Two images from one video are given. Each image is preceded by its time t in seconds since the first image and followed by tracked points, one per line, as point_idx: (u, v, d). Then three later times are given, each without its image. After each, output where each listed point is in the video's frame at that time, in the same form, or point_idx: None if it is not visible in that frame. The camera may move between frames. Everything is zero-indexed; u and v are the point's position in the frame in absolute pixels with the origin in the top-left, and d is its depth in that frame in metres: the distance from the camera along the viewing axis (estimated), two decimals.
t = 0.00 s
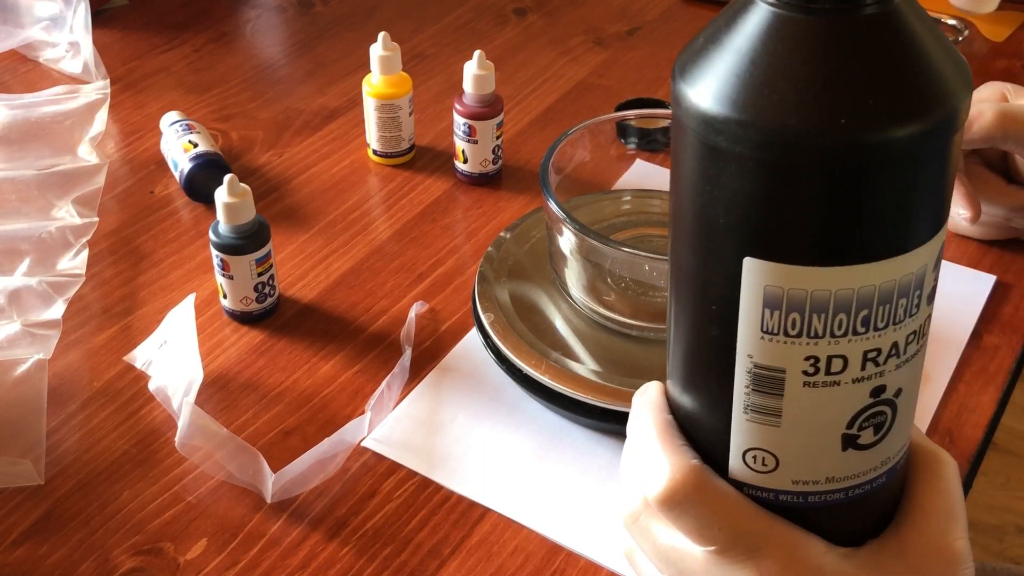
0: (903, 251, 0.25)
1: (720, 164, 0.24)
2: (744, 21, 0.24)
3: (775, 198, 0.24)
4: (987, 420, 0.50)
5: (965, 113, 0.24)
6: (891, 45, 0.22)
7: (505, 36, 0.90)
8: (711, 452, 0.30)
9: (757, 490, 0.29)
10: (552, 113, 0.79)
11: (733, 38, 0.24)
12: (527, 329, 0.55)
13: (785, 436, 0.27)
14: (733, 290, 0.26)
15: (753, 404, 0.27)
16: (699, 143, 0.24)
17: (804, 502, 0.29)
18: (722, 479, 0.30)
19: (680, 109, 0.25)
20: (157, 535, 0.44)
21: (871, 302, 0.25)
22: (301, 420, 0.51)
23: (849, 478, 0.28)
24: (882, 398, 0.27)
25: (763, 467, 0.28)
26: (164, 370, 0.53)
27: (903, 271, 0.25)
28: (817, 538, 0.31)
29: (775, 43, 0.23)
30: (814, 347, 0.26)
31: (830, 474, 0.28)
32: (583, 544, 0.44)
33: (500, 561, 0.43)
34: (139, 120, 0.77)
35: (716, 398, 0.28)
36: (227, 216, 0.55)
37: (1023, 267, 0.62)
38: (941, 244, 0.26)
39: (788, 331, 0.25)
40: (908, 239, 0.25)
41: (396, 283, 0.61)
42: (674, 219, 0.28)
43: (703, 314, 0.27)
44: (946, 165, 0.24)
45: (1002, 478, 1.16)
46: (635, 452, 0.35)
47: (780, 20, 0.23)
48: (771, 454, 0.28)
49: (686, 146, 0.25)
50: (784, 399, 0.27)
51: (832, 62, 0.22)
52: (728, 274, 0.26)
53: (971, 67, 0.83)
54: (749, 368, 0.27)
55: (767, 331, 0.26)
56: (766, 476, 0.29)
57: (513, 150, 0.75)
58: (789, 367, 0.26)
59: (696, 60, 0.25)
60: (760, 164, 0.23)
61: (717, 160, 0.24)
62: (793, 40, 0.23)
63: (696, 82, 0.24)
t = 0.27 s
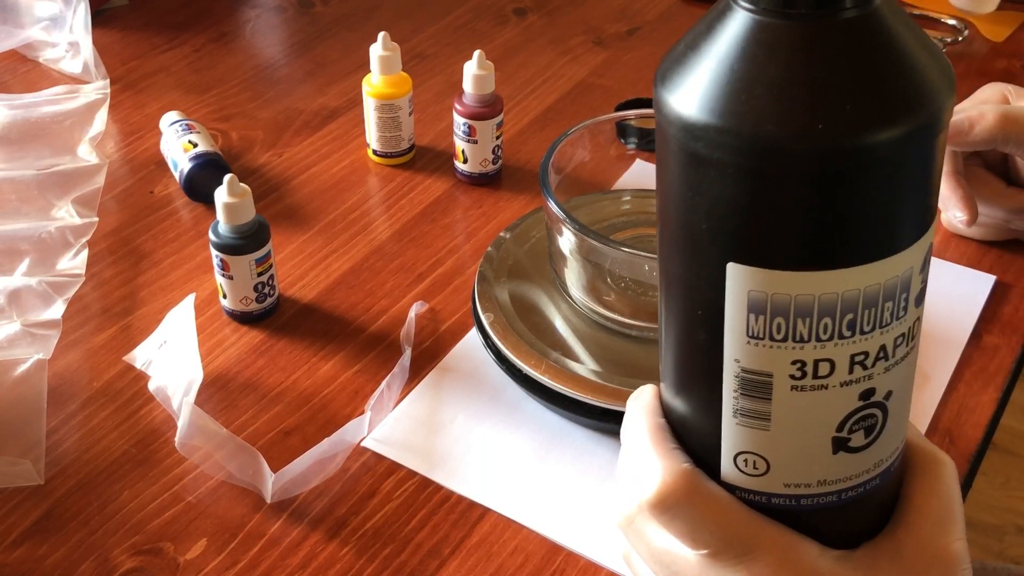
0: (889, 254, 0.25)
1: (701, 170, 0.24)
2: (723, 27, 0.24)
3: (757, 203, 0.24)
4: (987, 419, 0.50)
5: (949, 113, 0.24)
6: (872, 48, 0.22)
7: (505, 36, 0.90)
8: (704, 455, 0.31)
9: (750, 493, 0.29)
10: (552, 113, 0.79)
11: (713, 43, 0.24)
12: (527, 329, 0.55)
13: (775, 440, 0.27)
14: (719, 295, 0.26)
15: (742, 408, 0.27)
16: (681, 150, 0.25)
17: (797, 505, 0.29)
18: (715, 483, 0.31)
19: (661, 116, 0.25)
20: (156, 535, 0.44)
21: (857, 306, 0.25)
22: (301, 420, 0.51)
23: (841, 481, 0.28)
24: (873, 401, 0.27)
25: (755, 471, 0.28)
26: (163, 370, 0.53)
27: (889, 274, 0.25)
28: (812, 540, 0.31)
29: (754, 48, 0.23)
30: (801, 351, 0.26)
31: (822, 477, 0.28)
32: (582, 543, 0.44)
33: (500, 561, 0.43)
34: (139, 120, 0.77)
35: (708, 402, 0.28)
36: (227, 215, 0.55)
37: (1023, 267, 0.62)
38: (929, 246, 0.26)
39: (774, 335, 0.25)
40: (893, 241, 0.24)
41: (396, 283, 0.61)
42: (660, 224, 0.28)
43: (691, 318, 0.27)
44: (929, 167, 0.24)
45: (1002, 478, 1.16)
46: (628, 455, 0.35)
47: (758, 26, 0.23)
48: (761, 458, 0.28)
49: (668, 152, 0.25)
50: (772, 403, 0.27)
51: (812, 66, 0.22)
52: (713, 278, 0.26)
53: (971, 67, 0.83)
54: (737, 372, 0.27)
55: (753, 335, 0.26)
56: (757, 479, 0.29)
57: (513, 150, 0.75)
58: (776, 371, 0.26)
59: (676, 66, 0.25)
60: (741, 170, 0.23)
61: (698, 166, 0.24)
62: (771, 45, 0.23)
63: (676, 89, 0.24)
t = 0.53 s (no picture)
0: (877, 254, 0.25)
1: (687, 172, 0.24)
2: (707, 29, 0.24)
3: (743, 204, 0.24)
4: (986, 419, 0.50)
5: (934, 112, 0.24)
6: (856, 48, 0.22)
7: (504, 36, 0.90)
8: (698, 456, 0.31)
9: (743, 494, 0.29)
10: (552, 113, 0.79)
11: (697, 46, 0.24)
12: (527, 329, 0.55)
13: (766, 440, 0.27)
14: (708, 296, 0.26)
15: (734, 409, 0.27)
16: (666, 152, 0.25)
17: (791, 505, 0.29)
18: (709, 484, 0.31)
19: (647, 118, 0.25)
20: (156, 535, 0.44)
21: (846, 305, 0.25)
22: (301, 420, 0.51)
23: (834, 481, 0.28)
24: (864, 400, 0.27)
25: (748, 471, 0.28)
26: (163, 370, 0.53)
27: (878, 273, 0.25)
28: (808, 541, 0.31)
29: (738, 50, 0.23)
30: (790, 351, 0.26)
31: (815, 477, 0.28)
32: (581, 543, 0.44)
33: (500, 560, 0.43)
34: (139, 120, 0.77)
35: (700, 404, 0.28)
36: (227, 215, 0.55)
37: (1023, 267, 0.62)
38: (917, 245, 0.26)
39: (763, 335, 0.25)
40: (881, 241, 0.25)
41: (396, 283, 0.61)
42: (649, 226, 0.28)
43: (681, 319, 0.27)
44: (916, 166, 0.24)
45: (1001, 478, 1.16)
46: (623, 456, 0.36)
47: (741, 28, 0.23)
48: (754, 458, 0.28)
49: (655, 154, 0.25)
50: (763, 403, 0.27)
51: (795, 68, 0.22)
52: (702, 280, 0.26)
53: (971, 67, 0.83)
54: (728, 373, 0.27)
55: (742, 335, 0.26)
56: (751, 480, 0.29)
57: (513, 150, 0.75)
58: (766, 371, 0.26)
59: (662, 69, 0.25)
60: (726, 171, 0.23)
61: (684, 168, 0.24)
62: (755, 47, 0.23)
63: (661, 92, 0.24)
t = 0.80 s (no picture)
0: (869, 256, 0.25)
1: (675, 177, 0.24)
2: (694, 34, 0.24)
3: (732, 209, 0.24)
4: (986, 419, 0.50)
5: (924, 114, 0.24)
6: (843, 51, 0.22)
7: (504, 36, 0.90)
8: (694, 460, 0.31)
9: (739, 497, 0.29)
10: (552, 113, 0.79)
11: (684, 51, 0.24)
12: (527, 329, 0.55)
13: (760, 443, 0.27)
14: (699, 300, 0.26)
15: (728, 413, 0.27)
16: (655, 158, 0.25)
17: (787, 507, 0.29)
18: (705, 487, 0.31)
19: (635, 124, 0.25)
20: (156, 535, 0.44)
21: (838, 308, 0.25)
22: (301, 420, 0.51)
23: (830, 483, 0.28)
24: (859, 403, 0.27)
25: (743, 474, 0.29)
26: (163, 370, 0.53)
27: (871, 276, 0.25)
28: (805, 543, 0.31)
29: (724, 54, 0.23)
30: (783, 354, 0.26)
31: (810, 479, 0.28)
32: (581, 543, 0.44)
33: (500, 561, 0.43)
34: (139, 120, 0.77)
35: (695, 407, 0.28)
36: (227, 215, 0.55)
37: None
38: (908, 247, 0.26)
39: (755, 339, 0.25)
40: (873, 244, 0.24)
41: (396, 283, 0.61)
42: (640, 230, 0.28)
43: (674, 324, 0.27)
44: (907, 167, 0.24)
45: (1002, 478, 1.16)
46: (620, 459, 0.36)
47: (727, 32, 0.23)
48: (749, 461, 0.28)
49: (643, 160, 0.25)
50: (756, 407, 0.27)
51: (782, 72, 0.22)
52: (693, 284, 0.26)
53: (971, 67, 0.83)
54: (721, 377, 0.27)
55: (735, 340, 0.26)
56: (746, 483, 0.29)
57: (513, 150, 0.75)
58: (759, 375, 0.26)
59: (649, 74, 0.25)
60: (714, 177, 0.23)
61: (673, 174, 0.24)
62: (742, 51, 0.23)
63: (648, 98, 0.24)
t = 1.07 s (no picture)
0: (867, 254, 0.25)
1: (672, 176, 0.24)
2: (690, 33, 0.24)
3: (730, 208, 0.24)
4: (986, 419, 0.50)
5: (920, 112, 0.24)
6: (839, 49, 0.22)
7: (504, 36, 0.90)
8: (692, 460, 0.31)
9: (738, 496, 0.29)
10: (552, 113, 0.79)
11: (681, 50, 0.24)
12: (527, 329, 0.55)
13: (758, 442, 0.27)
14: (697, 299, 0.26)
15: (726, 411, 0.27)
16: (652, 157, 0.24)
17: (786, 506, 0.29)
18: (704, 487, 0.31)
19: (632, 123, 0.25)
20: (156, 535, 0.44)
21: (835, 306, 0.25)
22: (301, 419, 0.51)
23: (828, 482, 0.28)
24: (857, 401, 0.27)
25: (742, 473, 0.29)
26: (163, 370, 0.53)
27: (868, 273, 0.25)
28: (803, 542, 0.31)
29: (720, 53, 0.23)
30: (780, 353, 0.26)
31: (809, 478, 0.28)
32: (581, 543, 0.44)
33: (500, 560, 0.43)
34: (139, 120, 0.77)
35: (694, 407, 0.28)
36: (226, 215, 0.55)
37: None
38: (905, 245, 0.26)
39: (753, 338, 0.25)
40: (871, 242, 0.24)
41: (396, 283, 0.61)
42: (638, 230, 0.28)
43: (671, 323, 0.27)
44: (904, 166, 0.24)
45: (1002, 477, 1.16)
46: (617, 460, 0.36)
47: (724, 31, 0.23)
48: (747, 460, 0.28)
49: (640, 159, 0.25)
50: (754, 406, 0.27)
51: (778, 71, 0.22)
52: (691, 283, 0.26)
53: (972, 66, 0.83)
54: (719, 376, 0.27)
55: (733, 338, 0.26)
56: (745, 482, 0.29)
57: (513, 150, 0.75)
58: (757, 373, 0.26)
59: (646, 74, 0.25)
60: (712, 175, 0.23)
61: (670, 173, 0.24)
62: (738, 50, 0.23)
63: (645, 97, 0.24)
